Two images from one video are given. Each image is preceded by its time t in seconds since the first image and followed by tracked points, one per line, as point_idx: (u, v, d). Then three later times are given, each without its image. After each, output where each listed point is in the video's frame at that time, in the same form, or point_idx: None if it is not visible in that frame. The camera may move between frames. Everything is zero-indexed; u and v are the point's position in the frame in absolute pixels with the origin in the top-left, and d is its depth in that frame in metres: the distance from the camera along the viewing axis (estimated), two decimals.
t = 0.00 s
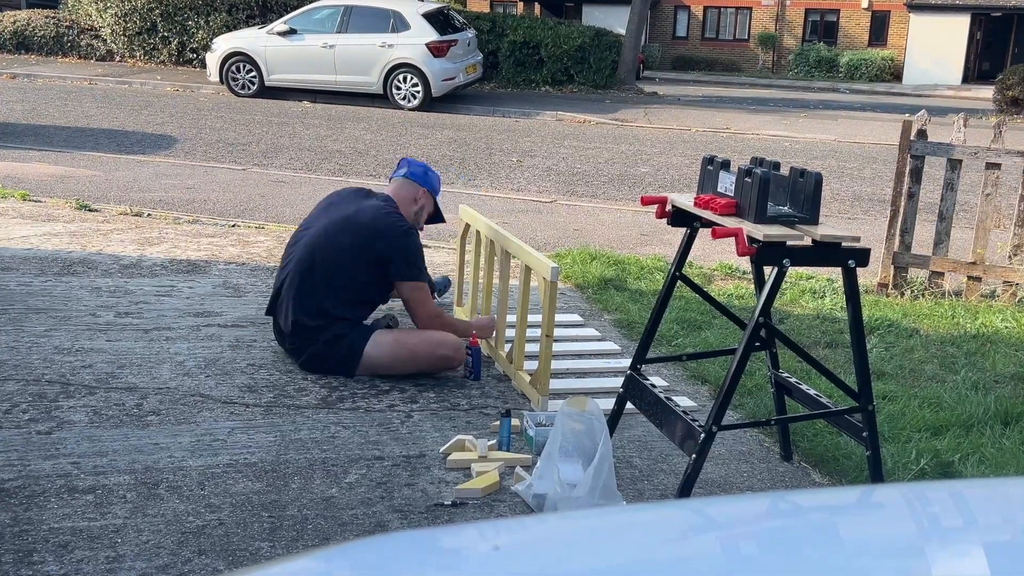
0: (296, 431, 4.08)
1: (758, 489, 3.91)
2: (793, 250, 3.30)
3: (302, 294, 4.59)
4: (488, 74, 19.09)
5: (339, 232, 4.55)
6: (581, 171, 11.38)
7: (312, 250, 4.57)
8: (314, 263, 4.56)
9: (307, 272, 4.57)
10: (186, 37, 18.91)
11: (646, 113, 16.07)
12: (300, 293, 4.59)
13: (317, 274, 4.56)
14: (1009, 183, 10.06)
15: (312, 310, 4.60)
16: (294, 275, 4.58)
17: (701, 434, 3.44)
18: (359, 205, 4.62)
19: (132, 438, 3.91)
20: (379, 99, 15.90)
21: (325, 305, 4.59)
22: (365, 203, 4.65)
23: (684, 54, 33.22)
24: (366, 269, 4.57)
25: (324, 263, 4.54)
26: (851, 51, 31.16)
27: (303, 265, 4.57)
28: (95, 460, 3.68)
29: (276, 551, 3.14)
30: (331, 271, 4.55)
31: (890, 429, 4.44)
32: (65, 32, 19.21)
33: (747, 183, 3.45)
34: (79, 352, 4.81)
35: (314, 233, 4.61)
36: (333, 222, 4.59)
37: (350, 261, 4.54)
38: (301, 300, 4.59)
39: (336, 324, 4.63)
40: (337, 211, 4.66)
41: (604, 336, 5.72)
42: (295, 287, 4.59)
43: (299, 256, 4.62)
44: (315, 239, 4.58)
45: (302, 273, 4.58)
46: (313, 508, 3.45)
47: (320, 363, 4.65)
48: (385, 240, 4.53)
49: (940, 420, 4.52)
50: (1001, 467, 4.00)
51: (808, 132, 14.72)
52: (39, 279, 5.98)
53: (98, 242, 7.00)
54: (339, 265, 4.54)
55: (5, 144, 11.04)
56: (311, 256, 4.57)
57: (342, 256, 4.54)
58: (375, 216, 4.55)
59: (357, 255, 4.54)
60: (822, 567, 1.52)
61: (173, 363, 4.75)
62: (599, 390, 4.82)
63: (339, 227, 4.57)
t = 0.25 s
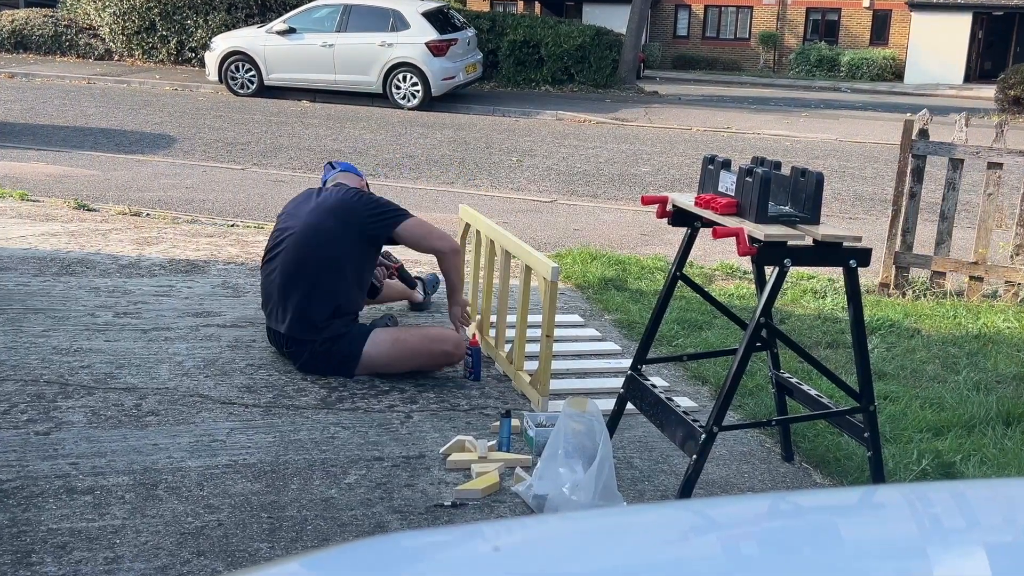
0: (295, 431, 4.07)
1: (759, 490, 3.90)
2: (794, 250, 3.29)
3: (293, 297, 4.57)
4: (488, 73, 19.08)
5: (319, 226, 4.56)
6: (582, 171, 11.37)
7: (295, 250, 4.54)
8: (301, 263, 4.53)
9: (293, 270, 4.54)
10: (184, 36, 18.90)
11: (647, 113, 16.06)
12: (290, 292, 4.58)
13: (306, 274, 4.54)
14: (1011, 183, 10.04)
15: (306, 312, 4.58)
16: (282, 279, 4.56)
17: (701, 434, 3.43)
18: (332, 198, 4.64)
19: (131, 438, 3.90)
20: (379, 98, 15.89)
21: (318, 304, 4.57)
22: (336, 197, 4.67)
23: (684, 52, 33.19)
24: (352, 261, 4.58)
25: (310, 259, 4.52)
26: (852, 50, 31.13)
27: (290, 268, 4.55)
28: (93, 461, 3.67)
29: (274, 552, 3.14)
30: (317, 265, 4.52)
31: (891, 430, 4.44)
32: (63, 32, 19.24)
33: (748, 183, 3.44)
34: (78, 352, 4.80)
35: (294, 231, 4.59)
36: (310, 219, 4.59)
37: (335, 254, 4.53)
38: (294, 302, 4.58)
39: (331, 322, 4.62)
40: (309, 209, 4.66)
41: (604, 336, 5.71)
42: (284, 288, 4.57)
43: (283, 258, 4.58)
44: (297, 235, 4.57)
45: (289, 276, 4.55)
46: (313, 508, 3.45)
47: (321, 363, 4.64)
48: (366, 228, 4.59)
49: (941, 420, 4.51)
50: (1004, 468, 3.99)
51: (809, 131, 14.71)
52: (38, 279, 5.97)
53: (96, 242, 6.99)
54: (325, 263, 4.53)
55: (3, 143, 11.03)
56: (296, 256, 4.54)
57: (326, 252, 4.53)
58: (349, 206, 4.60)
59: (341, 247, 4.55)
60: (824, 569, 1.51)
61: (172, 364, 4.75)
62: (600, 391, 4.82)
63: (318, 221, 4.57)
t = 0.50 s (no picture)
0: (295, 432, 4.07)
1: (759, 491, 3.90)
2: (795, 250, 3.28)
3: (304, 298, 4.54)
4: (488, 73, 19.08)
5: (344, 244, 4.45)
6: (582, 170, 11.36)
7: (317, 256, 4.49)
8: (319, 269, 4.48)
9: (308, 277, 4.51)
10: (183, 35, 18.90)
11: (647, 112, 16.05)
12: (302, 298, 4.54)
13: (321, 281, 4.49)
14: (1012, 183, 10.04)
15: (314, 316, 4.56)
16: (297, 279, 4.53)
17: (702, 435, 3.42)
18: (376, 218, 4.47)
19: (130, 439, 3.90)
20: (379, 97, 15.88)
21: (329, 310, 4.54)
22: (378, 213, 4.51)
23: (685, 52, 33.18)
24: (371, 280, 4.48)
25: (327, 272, 4.47)
26: (853, 49, 31.12)
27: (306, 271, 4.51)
28: (92, 462, 3.66)
29: (274, 553, 3.13)
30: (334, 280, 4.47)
31: (892, 430, 4.43)
32: (61, 31, 19.26)
33: (749, 182, 3.44)
34: (76, 353, 4.79)
35: (321, 238, 4.51)
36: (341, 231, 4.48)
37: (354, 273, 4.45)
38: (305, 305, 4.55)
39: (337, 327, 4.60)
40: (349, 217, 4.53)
41: (605, 336, 5.71)
42: (297, 293, 4.54)
43: (304, 261, 4.54)
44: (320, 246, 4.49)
45: (306, 277, 4.51)
46: (312, 509, 3.44)
47: (321, 365, 4.64)
48: (394, 258, 4.40)
49: (942, 421, 4.50)
50: (1005, 469, 3.99)
51: (810, 131, 14.70)
52: (36, 279, 5.97)
53: (95, 242, 6.99)
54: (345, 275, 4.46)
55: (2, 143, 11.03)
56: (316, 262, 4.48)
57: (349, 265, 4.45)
58: (389, 237, 4.40)
59: (366, 267, 4.44)
60: (823, 571, 1.50)
61: (171, 364, 4.74)
62: (600, 391, 4.81)
63: (344, 237, 4.46)
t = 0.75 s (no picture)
0: (294, 433, 4.06)
1: (760, 492, 3.89)
2: (797, 251, 3.27)
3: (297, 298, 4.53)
4: (488, 72, 19.07)
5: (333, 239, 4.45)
6: (582, 170, 11.36)
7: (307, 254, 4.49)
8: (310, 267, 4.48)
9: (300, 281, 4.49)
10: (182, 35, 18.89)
11: (648, 112, 16.04)
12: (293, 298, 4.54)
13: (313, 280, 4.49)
14: (1014, 183, 10.02)
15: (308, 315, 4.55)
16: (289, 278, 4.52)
17: (703, 436, 3.42)
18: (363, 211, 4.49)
19: (129, 440, 3.89)
20: (379, 97, 15.88)
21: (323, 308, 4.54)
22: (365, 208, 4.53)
23: (686, 52, 33.16)
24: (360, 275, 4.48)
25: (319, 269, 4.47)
26: (855, 49, 31.10)
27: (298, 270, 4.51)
28: (90, 463, 3.66)
29: (273, 554, 3.12)
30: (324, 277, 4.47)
31: (894, 431, 4.42)
32: (60, 30, 19.26)
33: (750, 183, 3.43)
34: (75, 353, 4.79)
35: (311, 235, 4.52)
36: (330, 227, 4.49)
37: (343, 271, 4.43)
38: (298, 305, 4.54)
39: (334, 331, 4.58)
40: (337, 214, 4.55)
41: (605, 337, 5.70)
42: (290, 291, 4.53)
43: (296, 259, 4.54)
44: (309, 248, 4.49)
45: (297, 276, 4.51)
46: (311, 510, 3.44)
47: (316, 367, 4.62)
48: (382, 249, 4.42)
49: (944, 422, 4.49)
50: (1007, 470, 3.98)
51: (812, 131, 14.69)
52: (35, 280, 5.97)
53: (94, 242, 6.99)
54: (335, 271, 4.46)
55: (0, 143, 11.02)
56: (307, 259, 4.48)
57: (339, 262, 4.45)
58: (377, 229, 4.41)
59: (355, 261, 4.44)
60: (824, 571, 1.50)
61: (170, 365, 4.73)
62: (600, 392, 4.80)
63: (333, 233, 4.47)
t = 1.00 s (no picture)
0: (293, 434, 4.05)
1: (762, 493, 3.88)
2: (797, 250, 3.27)
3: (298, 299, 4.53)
4: (488, 71, 19.06)
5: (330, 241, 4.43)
6: (582, 170, 11.34)
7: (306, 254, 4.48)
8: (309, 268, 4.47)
9: (298, 278, 4.52)
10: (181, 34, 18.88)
11: (648, 111, 16.03)
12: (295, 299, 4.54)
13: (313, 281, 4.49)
14: (1015, 183, 10.01)
15: (309, 315, 4.56)
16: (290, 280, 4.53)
17: (704, 437, 3.41)
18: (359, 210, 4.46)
19: (127, 440, 3.89)
20: (379, 96, 15.87)
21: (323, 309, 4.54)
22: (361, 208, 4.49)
23: (686, 51, 33.15)
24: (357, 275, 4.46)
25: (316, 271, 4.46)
26: (856, 48, 31.09)
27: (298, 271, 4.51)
28: (89, 464, 3.65)
29: (272, 556, 3.11)
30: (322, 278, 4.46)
31: (896, 432, 4.41)
32: (58, 29, 19.25)
33: (750, 182, 3.43)
34: (73, 353, 4.78)
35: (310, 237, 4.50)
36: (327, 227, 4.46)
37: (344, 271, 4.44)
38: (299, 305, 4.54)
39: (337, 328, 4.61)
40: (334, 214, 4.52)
41: (606, 337, 5.69)
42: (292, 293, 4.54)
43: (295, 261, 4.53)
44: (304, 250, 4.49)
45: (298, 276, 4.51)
46: (310, 511, 3.43)
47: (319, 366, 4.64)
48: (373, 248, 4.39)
49: (946, 422, 4.48)
50: (1008, 471, 3.97)
51: (813, 130, 14.68)
52: (33, 280, 5.96)
53: (92, 242, 6.98)
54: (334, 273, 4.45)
55: None
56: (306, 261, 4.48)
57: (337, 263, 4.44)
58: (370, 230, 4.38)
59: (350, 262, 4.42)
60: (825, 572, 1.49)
61: (168, 365, 4.73)
62: (601, 392, 4.79)
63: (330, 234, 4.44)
